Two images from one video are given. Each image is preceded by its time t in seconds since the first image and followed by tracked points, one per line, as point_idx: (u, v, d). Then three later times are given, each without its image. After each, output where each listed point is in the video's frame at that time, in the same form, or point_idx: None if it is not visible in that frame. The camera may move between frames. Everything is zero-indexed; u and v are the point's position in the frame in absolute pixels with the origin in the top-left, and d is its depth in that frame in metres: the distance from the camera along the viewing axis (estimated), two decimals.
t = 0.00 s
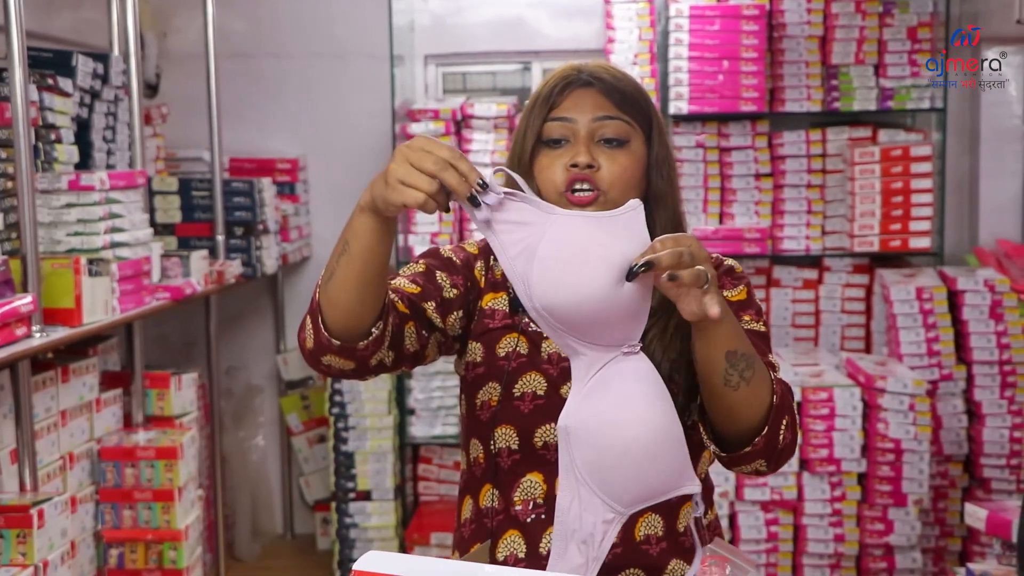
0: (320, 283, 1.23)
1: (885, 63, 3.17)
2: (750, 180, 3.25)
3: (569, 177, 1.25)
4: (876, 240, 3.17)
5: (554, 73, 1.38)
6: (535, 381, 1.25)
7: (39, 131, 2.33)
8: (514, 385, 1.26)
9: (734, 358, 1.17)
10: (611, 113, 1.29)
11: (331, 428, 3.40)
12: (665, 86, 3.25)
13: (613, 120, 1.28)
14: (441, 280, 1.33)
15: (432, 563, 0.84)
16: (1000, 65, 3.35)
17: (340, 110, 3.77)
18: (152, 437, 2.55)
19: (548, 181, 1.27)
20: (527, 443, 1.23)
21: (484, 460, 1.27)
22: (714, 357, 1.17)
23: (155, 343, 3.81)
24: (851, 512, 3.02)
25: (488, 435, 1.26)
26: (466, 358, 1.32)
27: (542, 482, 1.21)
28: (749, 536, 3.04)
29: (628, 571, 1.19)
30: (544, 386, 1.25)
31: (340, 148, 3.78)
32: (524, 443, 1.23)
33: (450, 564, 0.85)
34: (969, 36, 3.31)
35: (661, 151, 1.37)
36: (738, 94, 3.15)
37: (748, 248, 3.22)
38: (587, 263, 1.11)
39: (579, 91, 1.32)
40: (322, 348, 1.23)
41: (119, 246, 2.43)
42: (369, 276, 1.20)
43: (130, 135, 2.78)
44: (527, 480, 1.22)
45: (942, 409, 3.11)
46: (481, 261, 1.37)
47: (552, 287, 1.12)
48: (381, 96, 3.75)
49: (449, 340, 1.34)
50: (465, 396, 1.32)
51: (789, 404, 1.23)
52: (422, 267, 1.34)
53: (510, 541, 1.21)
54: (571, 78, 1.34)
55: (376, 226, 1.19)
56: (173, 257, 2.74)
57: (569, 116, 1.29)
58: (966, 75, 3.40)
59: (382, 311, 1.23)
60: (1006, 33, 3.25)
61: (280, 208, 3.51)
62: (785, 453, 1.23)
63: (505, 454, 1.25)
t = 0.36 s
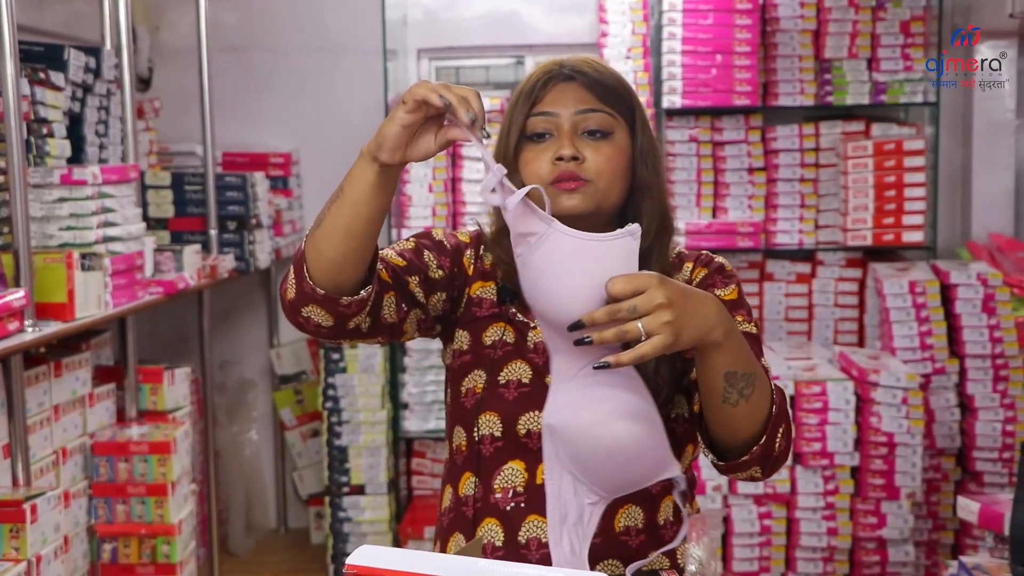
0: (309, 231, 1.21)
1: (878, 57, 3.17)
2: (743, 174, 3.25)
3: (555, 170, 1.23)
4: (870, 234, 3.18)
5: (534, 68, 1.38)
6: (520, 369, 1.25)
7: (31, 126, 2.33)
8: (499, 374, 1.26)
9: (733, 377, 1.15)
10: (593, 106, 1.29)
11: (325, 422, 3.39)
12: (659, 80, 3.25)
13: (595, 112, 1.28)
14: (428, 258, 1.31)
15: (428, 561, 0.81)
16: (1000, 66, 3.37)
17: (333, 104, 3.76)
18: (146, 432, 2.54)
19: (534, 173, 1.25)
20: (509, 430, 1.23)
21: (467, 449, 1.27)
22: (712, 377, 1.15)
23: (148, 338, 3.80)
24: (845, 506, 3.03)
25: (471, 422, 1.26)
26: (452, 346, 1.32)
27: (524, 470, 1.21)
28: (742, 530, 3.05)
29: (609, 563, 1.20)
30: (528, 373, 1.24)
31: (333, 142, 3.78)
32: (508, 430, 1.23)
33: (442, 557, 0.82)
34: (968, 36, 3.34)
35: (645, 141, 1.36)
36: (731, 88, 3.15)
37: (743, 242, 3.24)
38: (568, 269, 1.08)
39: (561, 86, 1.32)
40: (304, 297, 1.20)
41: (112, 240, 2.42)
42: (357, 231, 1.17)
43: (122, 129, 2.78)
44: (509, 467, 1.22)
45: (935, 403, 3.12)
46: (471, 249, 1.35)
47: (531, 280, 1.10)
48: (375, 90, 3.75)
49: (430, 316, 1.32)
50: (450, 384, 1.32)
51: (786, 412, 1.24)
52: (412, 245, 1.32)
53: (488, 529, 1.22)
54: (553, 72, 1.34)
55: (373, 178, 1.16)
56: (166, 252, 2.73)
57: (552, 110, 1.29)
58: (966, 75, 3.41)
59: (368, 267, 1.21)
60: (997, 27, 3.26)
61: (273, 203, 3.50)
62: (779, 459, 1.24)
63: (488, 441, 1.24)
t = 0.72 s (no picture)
0: (306, 195, 1.12)
1: (871, 44, 3.17)
2: (735, 161, 3.25)
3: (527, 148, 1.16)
4: (862, 221, 3.18)
5: (506, 48, 1.30)
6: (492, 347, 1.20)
7: (21, 113, 2.31)
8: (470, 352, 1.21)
9: (665, 269, 1.05)
10: (568, 83, 1.21)
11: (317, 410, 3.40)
12: (651, 67, 3.24)
13: (570, 89, 1.20)
14: (401, 237, 1.24)
15: (420, 551, 0.80)
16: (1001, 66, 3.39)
17: (325, 91, 3.75)
18: (138, 419, 2.54)
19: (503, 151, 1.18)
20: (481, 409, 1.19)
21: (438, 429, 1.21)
22: (641, 268, 1.06)
23: (139, 325, 3.80)
24: (836, 492, 3.04)
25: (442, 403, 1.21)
26: (421, 326, 1.26)
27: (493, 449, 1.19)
28: (734, 516, 3.06)
29: (581, 544, 1.18)
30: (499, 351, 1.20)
31: (325, 129, 3.76)
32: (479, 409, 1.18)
33: (433, 550, 0.81)
34: (968, 36, 3.37)
35: (616, 123, 1.33)
36: (724, 75, 3.15)
37: (734, 229, 3.24)
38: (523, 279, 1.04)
39: (535, 63, 1.24)
40: (289, 269, 1.12)
41: (103, 227, 2.41)
42: (356, 207, 1.08)
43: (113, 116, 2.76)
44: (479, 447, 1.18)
45: (926, 389, 3.13)
46: (442, 227, 1.29)
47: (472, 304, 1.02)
48: (366, 77, 3.73)
49: (403, 296, 1.26)
50: (417, 365, 1.26)
51: (736, 329, 1.14)
52: (383, 221, 1.25)
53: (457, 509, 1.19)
54: (527, 50, 1.26)
55: (384, 154, 1.05)
56: (157, 239, 2.72)
57: (526, 85, 1.20)
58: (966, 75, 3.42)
59: (356, 245, 1.13)
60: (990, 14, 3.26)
61: (264, 190, 3.49)
62: (735, 381, 1.13)
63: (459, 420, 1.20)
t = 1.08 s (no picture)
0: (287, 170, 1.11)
1: (865, 31, 3.17)
2: (729, 149, 3.25)
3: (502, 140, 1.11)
4: (855, 209, 3.19)
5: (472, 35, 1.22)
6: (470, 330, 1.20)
7: (13, 100, 2.30)
8: (447, 336, 1.20)
9: (641, 240, 1.06)
10: (538, 69, 1.14)
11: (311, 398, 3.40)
12: (645, 55, 3.24)
13: (541, 76, 1.14)
14: (380, 219, 1.24)
15: (416, 537, 0.80)
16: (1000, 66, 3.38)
17: (318, 78, 3.73)
18: (132, 408, 2.54)
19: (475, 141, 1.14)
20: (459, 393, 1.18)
21: (418, 412, 1.21)
22: (619, 244, 1.06)
23: (133, 313, 3.79)
24: (829, 480, 3.06)
25: (422, 387, 1.20)
26: (400, 310, 1.25)
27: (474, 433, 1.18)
28: (728, 504, 3.08)
29: (565, 524, 1.19)
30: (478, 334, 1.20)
31: (318, 117, 3.75)
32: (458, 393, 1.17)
33: (427, 535, 0.81)
34: (968, 36, 3.36)
35: (585, 109, 1.28)
36: (718, 63, 3.14)
37: (729, 217, 3.24)
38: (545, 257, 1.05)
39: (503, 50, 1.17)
40: (268, 248, 1.11)
41: (96, 215, 2.40)
42: (339, 182, 1.08)
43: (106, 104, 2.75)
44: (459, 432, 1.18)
45: (919, 376, 3.14)
46: (419, 210, 1.28)
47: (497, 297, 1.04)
48: (360, 64, 3.72)
49: (381, 279, 1.25)
50: (396, 349, 1.25)
51: (723, 289, 1.14)
52: (363, 204, 1.25)
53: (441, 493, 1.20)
54: (494, 38, 1.18)
55: (368, 129, 1.05)
56: (150, 227, 2.71)
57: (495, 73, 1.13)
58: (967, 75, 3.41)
59: (336, 224, 1.12)
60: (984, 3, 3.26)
61: (258, 177, 3.49)
62: (731, 341, 1.14)
63: (439, 404, 1.19)
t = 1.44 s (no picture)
0: (287, 153, 1.11)
1: (860, 20, 3.17)
2: (725, 138, 3.25)
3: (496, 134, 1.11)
4: (850, 198, 3.19)
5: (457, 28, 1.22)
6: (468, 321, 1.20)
7: (6, 88, 2.29)
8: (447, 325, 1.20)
9: (646, 262, 1.05)
10: (527, 60, 1.13)
11: (306, 387, 3.40)
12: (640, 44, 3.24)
13: (530, 66, 1.13)
14: (378, 208, 1.24)
15: (412, 519, 0.80)
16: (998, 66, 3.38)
17: (313, 67, 3.72)
18: (126, 397, 2.54)
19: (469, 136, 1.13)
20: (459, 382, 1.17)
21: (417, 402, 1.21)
22: (624, 269, 1.05)
23: (127, 302, 3.78)
24: (824, 469, 3.06)
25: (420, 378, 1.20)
26: (397, 300, 1.25)
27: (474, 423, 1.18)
28: (723, 493, 3.09)
29: (563, 514, 1.19)
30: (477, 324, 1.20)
31: (312, 106, 3.74)
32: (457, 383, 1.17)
33: (424, 517, 0.81)
34: (968, 36, 3.36)
35: (577, 94, 1.25)
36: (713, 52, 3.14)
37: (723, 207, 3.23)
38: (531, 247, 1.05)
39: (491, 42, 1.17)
40: (269, 232, 1.11)
41: (90, 204, 2.40)
42: (339, 165, 1.07)
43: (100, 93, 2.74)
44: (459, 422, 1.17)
45: (914, 366, 3.15)
46: (417, 201, 1.27)
47: (478, 276, 1.05)
48: (355, 53, 3.71)
49: (379, 268, 1.25)
50: (395, 340, 1.25)
51: (723, 299, 1.14)
52: (362, 192, 1.24)
53: (440, 483, 1.19)
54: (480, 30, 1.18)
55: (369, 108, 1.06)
56: (144, 217, 2.70)
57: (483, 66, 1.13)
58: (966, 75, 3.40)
59: (336, 205, 1.12)
60: None
61: (252, 167, 3.48)
62: (731, 348, 1.14)
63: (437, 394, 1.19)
